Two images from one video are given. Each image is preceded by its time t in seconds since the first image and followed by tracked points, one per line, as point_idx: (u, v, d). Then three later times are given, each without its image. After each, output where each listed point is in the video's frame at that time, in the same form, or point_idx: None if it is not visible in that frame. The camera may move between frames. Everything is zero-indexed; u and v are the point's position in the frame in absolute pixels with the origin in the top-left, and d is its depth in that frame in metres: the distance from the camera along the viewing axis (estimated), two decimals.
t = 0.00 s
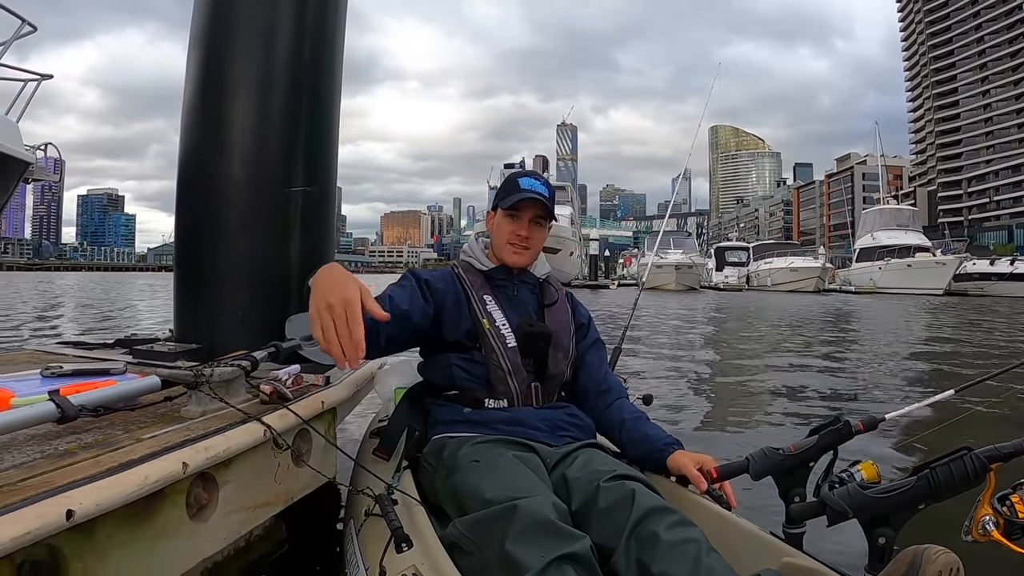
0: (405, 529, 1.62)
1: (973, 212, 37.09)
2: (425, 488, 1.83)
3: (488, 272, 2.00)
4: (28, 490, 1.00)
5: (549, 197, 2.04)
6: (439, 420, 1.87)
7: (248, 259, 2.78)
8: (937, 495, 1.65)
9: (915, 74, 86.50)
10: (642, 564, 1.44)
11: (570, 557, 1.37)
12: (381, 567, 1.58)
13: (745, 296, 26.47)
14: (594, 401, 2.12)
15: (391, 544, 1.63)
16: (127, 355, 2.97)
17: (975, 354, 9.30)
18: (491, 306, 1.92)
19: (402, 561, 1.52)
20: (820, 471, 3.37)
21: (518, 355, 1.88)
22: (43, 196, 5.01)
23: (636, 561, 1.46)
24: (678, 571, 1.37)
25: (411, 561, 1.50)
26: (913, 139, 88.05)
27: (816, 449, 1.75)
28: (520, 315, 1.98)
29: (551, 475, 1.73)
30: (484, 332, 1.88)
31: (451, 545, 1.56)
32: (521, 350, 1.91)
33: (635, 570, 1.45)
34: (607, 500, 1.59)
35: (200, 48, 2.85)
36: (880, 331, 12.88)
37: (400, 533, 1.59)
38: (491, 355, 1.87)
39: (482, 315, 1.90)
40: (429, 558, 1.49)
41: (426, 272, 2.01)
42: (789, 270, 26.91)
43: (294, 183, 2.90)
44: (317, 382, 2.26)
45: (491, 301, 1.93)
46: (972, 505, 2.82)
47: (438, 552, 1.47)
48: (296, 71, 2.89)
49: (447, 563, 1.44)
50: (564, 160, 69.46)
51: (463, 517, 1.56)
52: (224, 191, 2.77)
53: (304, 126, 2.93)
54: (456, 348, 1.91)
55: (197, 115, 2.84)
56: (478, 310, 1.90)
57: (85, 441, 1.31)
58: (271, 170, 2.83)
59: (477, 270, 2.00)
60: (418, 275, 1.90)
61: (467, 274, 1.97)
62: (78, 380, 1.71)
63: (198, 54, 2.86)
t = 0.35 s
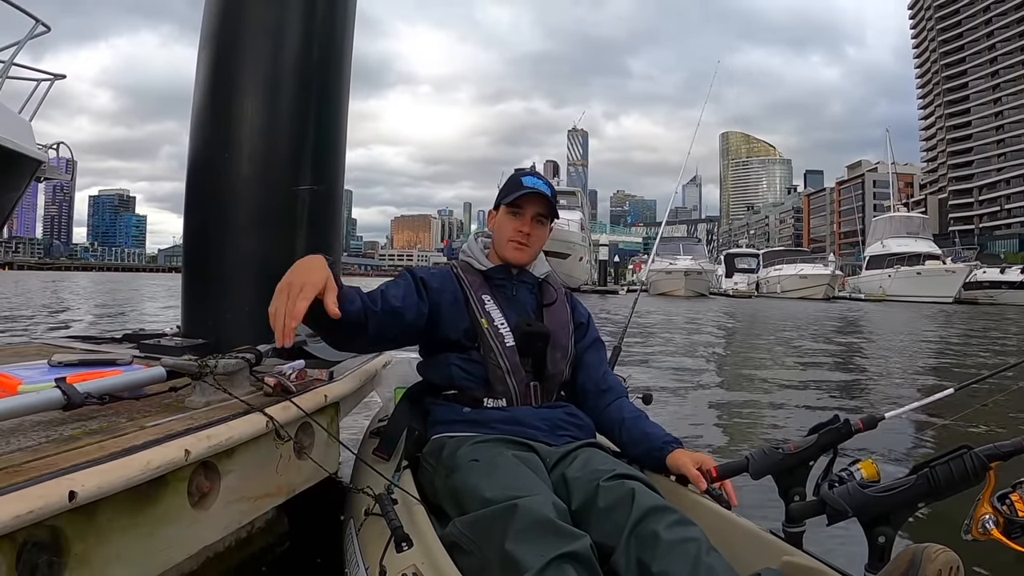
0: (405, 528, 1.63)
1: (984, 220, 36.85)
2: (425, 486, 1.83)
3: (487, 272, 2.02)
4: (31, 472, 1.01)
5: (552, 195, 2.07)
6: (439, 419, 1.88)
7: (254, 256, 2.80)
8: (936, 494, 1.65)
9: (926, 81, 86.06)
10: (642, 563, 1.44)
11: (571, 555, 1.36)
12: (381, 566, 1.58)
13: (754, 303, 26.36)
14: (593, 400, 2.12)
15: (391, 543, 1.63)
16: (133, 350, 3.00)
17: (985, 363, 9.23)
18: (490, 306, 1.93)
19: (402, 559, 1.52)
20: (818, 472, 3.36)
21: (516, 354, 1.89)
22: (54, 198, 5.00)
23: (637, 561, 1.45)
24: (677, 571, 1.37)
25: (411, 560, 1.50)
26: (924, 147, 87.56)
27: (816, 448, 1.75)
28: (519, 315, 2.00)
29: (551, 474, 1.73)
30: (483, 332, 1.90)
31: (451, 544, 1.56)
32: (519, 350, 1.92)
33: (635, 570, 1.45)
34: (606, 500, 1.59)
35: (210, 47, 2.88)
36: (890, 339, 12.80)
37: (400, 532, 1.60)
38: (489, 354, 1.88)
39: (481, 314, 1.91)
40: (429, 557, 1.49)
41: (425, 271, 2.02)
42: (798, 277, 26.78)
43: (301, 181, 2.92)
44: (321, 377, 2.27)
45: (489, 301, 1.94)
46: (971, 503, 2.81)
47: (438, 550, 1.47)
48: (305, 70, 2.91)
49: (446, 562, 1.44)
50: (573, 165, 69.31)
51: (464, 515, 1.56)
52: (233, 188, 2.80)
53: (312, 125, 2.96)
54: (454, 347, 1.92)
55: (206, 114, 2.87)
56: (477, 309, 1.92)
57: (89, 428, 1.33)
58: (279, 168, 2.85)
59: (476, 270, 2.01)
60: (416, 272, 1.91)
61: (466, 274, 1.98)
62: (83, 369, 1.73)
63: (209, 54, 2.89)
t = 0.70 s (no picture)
0: (407, 528, 1.64)
1: (993, 213, 36.51)
2: (426, 485, 1.85)
3: (486, 272, 2.03)
4: (41, 477, 1.04)
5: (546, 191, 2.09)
6: (439, 420, 1.89)
7: (260, 258, 2.83)
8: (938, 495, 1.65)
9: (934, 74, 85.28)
10: (642, 563, 1.45)
11: (572, 546, 1.37)
12: (381, 567, 1.59)
13: (762, 298, 26.22)
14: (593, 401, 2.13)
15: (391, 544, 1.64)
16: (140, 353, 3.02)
17: (992, 357, 9.19)
18: (490, 306, 1.95)
19: (404, 558, 1.54)
20: (819, 472, 3.37)
21: (517, 355, 1.90)
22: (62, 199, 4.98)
23: (637, 561, 1.46)
24: (678, 570, 1.38)
25: (412, 561, 1.51)
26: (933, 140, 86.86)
27: (816, 447, 1.77)
28: (518, 315, 2.01)
29: (551, 472, 1.74)
30: (483, 333, 1.91)
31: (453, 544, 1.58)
32: (520, 350, 1.93)
33: (636, 570, 1.46)
34: (607, 500, 1.61)
35: (214, 50, 2.89)
36: (898, 333, 12.72)
37: (401, 532, 1.61)
38: (489, 354, 1.89)
39: (481, 314, 1.93)
40: (429, 558, 1.50)
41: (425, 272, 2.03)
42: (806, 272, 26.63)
43: (304, 184, 2.93)
44: (325, 377, 2.29)
45: (489, 301, 1.96)
46: (972, 502, 2.82)
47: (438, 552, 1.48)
48: (308, 72, 2.93)
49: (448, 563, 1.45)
50: (581, 160, 68.97)
51: (465, 515, 1.58)
52: (237, 190, 2.81)
53: (314, 127, 2.97)
54: (455, 348, 1.94)
55: (210, 116, 2.88)
56: (477, 310, 1.93)
57: (97, 431, 1.35)
58: (282, 170, 2.86)
59: (475, 270, 2.03)
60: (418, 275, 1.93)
61: (465, 275, 2.00)
62: (90, 372, 1.75)
63: (212, 55, 2.90)
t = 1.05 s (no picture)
0: (408, 530, 1.66)
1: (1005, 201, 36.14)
2: (427, 485, 1.87)
3: (485, 274, 2.04)
4: (45, 484, 1.06)
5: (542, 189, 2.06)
6: (439, 421, 1.91)
7: (263, 261, 2.85)
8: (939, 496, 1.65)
9: (942, 62, 84.36)
10: (642, 564, 1.46)
11: (573, 540, 1.37)
12: (382, 568, 1.61)
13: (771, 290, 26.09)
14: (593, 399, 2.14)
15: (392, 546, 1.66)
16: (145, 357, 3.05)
17: (1005, 347, 9.13)
18: (489, 308, 1.96)
19: (404, 560, 1.55)
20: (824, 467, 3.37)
21: (518, 356, 1.91)
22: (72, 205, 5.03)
23: (637, 561, 1.47)
24: (677, 570, 1.39)
25: (412, 563, 1.53)
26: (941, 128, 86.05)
27: (816, 448, 1.77)
28: (518, 317, 2.03)
29: (551, 472, 1.75)
30: (483, 334, 1.92)
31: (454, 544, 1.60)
32: (520, 352, 1.94)
33: (635, 569, 1.47)
34: (608, 500, 1.62)
35: (214, 54, 2.91)
36: (910, 324, 12.64)
37: (401, 533, 1.63)
38: (489, 357, 1.90)
39: (481, 316, 1.94)
40: (429, 559, 1.52)
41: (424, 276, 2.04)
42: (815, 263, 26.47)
43: (306, 186, 2.95)
44: (328, 381, 2.30)
45: (488, 303, 1.97)
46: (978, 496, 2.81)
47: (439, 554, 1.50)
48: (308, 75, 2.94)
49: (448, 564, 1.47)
50: (588, 155, 68.76)
51: (466, 515, 1.59)
52: (240, 194, 2.83)
53: (315, 130, 2.99)
54: (456, 350, 1.95)
55: (212, 120, 2.90)
56: (476, 313, 1.95)
57: (99, 440, 1.37)
58: (284, 173, 2.88)
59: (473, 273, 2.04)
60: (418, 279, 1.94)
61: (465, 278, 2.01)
62: (95, 380, 1.78)
63: (212, 60, 2.91)
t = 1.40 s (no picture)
0: (409, 528, 1.65)
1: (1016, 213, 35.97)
2: (426, 484, 1.86)
3: (488, 275, 2.04)
4: (46, 467, 1.06)
5: (547, 194, 2.04)
6: (440, 420, 1.91)
7: (270, 260, 2.86)
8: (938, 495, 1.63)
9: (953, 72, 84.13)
10: (642, 564, 1.45)
11: (573, 542, 1.37)
12: (381, 567, 1.60)
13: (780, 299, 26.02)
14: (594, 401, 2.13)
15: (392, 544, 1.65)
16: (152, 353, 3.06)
17: (1013, 358, 9.08)
18: (491, 309, 1.97)
19: (404, 559, 1.55)
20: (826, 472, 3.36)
21: (519, 358, 1.91)
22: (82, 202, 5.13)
23: (637, 561, 1.46)
24: (677, 570, 1.38)
25: (411, 561, 1.52)
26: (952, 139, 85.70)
27: (816, 448, 1.76)
28: (520, 319, 2.03)
29: (551, 472, 1.75)
30: (484, 335, 1.92)
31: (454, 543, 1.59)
32: (522, 353, 1.93)
33: (635, 570, 1.46)
34: (608, 500, 1.61)
35: (225, 54, 2.92)
36: (919, 335, 12.59)
37: (401, 532, 1.62)
38: (491, 358, 1.90)
39: (483, 318, 1.94)
40: (429, 558, 1.51)
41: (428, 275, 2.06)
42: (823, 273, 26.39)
43: (314, 186, 2.96)
44: (331, 376, 2.31)
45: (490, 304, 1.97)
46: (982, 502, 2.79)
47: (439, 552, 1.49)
48: (317, 76, 2.96)
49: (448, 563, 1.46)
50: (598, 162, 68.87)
51: (466, 513, 1.59)
52: (249, 193, 2.85)
53: (324, 130, 3.00)
54: (458, 351, 1.95)
55: (222, 120, 2.90)
56: (479, 314, 1.95)
57: (103, 426, 1.37)
58: (293, 173, 2.89)
59: (476, 274, 2.05)
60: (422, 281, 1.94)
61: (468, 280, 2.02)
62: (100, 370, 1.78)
63: (223, 60, 2.93)
